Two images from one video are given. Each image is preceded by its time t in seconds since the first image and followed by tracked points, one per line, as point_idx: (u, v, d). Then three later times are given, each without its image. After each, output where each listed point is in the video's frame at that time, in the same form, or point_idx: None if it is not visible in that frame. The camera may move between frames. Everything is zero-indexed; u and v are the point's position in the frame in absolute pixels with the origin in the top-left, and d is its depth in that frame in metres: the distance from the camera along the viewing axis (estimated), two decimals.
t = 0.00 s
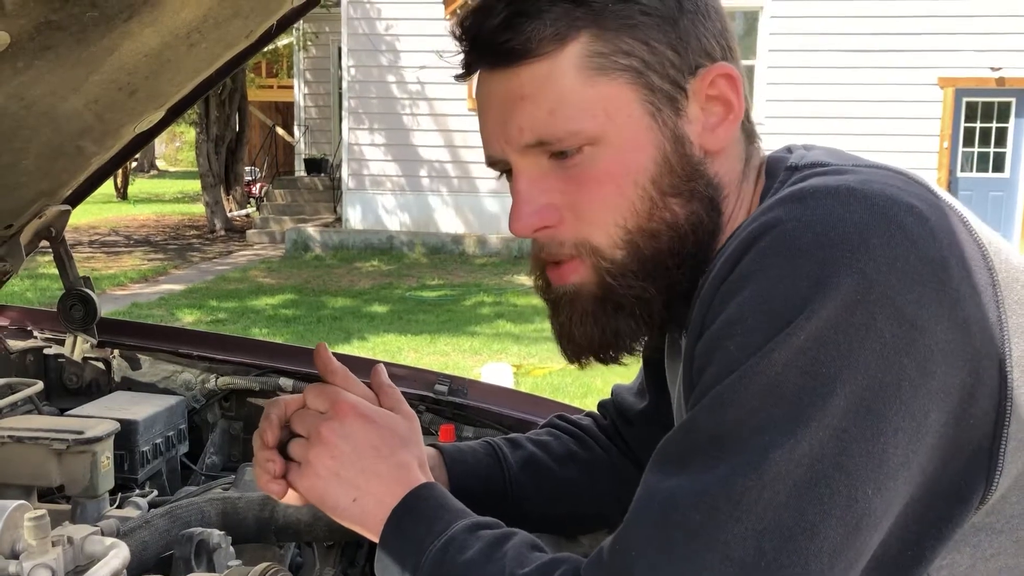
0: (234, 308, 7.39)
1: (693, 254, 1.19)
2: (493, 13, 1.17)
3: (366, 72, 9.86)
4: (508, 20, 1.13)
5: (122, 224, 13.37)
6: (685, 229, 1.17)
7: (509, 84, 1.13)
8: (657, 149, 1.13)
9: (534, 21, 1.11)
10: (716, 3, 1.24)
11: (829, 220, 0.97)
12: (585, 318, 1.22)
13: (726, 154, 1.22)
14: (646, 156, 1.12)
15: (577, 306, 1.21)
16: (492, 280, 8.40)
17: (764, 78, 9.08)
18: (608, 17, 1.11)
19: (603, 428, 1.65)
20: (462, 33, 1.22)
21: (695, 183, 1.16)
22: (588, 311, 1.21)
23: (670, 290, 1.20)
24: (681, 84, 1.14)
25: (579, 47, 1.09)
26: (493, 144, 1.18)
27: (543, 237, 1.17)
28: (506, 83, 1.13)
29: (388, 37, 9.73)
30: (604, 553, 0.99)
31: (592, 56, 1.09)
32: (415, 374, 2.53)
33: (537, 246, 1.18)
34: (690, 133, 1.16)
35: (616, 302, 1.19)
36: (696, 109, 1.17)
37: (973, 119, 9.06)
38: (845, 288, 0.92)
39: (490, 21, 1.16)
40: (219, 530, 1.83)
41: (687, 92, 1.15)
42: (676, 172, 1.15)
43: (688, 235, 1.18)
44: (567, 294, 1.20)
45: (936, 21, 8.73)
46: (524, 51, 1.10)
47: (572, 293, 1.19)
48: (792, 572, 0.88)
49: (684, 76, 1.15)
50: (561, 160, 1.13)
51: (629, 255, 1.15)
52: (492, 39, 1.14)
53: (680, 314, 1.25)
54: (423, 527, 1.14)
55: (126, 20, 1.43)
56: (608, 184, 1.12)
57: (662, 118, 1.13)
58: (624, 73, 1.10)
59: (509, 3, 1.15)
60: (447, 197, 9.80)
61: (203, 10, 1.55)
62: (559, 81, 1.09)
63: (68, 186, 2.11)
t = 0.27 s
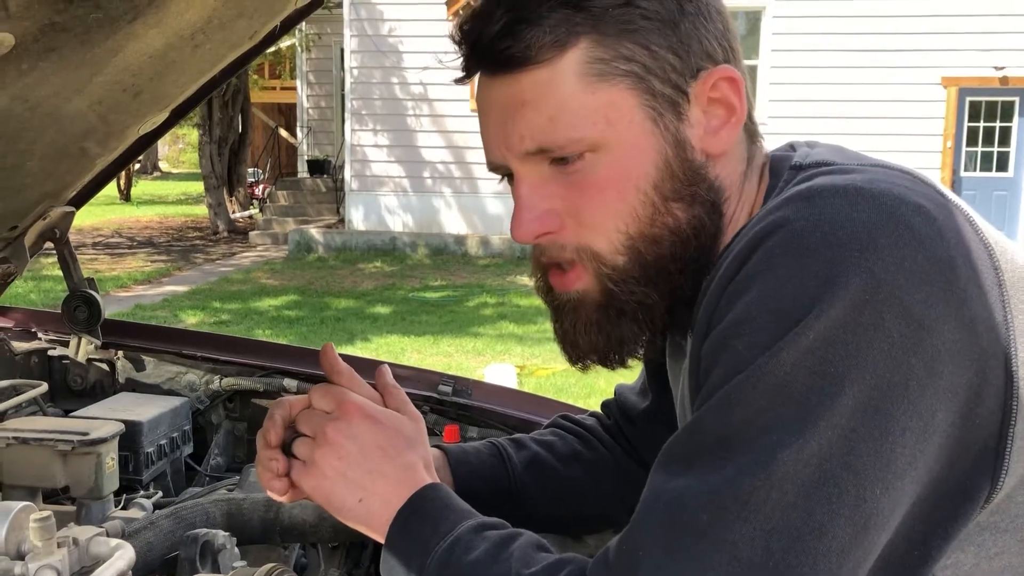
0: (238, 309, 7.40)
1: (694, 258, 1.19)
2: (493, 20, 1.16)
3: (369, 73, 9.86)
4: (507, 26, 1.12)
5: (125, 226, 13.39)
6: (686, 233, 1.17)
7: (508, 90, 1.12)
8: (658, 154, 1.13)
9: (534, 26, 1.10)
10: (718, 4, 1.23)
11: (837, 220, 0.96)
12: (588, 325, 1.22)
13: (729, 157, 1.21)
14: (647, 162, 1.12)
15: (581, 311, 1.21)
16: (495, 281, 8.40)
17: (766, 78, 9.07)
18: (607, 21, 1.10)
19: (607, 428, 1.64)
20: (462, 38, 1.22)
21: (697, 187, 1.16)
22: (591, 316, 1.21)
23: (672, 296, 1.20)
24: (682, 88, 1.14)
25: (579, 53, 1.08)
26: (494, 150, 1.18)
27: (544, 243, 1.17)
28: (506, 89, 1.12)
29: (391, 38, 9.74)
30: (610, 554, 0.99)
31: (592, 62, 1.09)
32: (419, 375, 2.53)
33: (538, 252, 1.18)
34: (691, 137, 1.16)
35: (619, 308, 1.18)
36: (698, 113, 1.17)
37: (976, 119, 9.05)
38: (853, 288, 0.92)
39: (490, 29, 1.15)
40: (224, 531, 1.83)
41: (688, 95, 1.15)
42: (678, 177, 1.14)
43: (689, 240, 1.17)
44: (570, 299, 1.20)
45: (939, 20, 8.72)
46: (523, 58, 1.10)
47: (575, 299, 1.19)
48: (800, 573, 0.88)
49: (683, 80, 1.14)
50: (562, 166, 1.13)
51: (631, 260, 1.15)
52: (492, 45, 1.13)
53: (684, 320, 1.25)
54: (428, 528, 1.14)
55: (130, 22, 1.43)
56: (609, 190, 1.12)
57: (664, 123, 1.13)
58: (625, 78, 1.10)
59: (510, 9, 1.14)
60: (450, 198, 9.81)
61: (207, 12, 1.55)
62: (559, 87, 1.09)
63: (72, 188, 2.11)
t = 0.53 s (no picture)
0: (241, 309, 7.40)
1: (701, 267, 1.19)
2: (495, 31, 1.15)
3: (371, 73, 9.86)
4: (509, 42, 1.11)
5: (128, 226, 13.40)
6: (692, 242, 1.16)
7: (511, 103, 1.12)
8: (663, 165, 1.12)
9: (536, 39, 1.09)
10: (719, 7, 1.22)
11: (846, 222, 0.96)
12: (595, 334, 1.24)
13: (733, 165, 1.21)
14: (652, 173, 1.12)
15: (586, 319, 1.22)
16: (498, 281, 8.40)
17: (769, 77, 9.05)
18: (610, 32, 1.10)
19: (609, 428, 1.64)
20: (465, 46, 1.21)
21: (702, 197, 1.16)
22: (598, 326, 1.22)
23: (678, 307, 1.20)
24: (686, 97, 1.13)
25: (582, 65, 1.08)
26: (498, 161, 1.18)
27: (550, 254, 1.17)
28: (509, 103, 1.12)
29: (393, 38, 9.74)
30: (616, 554, 0.98)
31: (596, 75, 1.08)
32: (422, 375, 2.53)
33: (544, 263, 1.19)
34: (696, 146, 1.15)
35: (625, 319, 1.19)
36: (703, 121, 1.16)
37: (980, 117, 9.03)
38: (862, 290, 0.91)
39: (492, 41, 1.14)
40: (227, 533, 1.83)
41: (692, 104, 1.14)
42: (683, 188, 1.14)
43: (695, 249, 1.17)
44: (577, 310, 1.22)
45: (942, 19, 8.71)
46: (526, 72, 1.09)
47: (581, 310, 1.21)
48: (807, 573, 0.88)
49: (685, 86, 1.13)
50: (567, 178, 1.12)
51: (637, 272, 1.16)
52: (493, 60, 1.13)
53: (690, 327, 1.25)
54: (432, 529, 1.14)
55: (132, 23, 1.43)
56: (615, 202, 1.12)
57: (668, 133, 1.12)
58: (629, 90, 1.09)
59: (512, 20, 1.13)
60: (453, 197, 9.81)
61: (209, 12, 1.55)
62: (563, 100, 1.08)
63: (74, 189, 2.12)
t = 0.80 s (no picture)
0: (244, 308, 7.41)
1: (707, 269, 1.18)
2: (501, 32, 1.15)
3: (373, 71, 9.85)
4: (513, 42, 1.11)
5: (131, 226, 13.41)
6: (699, 244, 1.16)
7: (518, 105, 1.12)
8: (671, 166, 1.12)
9: (542, 40, 1.09)
10: (723, 6, 1.22)
11: (853, 220, 0.95)
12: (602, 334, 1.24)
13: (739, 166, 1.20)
14: (660, 174, 1.12)
15: (594, 321, 1.22)
16: (501, 279, 8.40)
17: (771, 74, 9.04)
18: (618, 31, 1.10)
19: (612, 425, 1.64)
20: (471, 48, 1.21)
21: (709, 198, 1.15)
22: (607, 328, 1.22)
23: (686, 309, 1.20)
24: (692, 98, 1.13)
25: (588, 66, 1.08)
26: (505, 161, 1.17)
27: (557, 256, 1.17)
28: (515, 103, 1.12)
29: (395, 36, 9.74)
30: (622, 551, 0.98)
31: (602, 76, 1.08)
32: (425, 372, 2.53)
33: (552, 263, 1.19)
34: (702, 147, 1.15)
35: (635, 321, 1.19)
36: (709, 122, 1.16)
37: (982, 114, 9.02)
38: (871, 287, 0.91)
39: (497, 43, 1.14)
40: (230, 530, 1.83)
41: (699, 105, 1.14)
42: (690, 188, 1.14)
43: (703, 251, 1.17)
44: (585, 310, 1.22)
45: (944, 15, 8.69)
46: (533, 72, 1.09)
47: (589, 310, 1.21)
48: (812, 570, 0.87)
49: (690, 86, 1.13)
50: (574, 180, 1.12)
51: (645, 273, 1.15)
52: (499, 61, 1.13)
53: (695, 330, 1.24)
54: (435, 526, 1.14)
55: (134, 21, 1.43)
56: (623, 203, 1.11)
57: (675, 134, 1.12)
58: (636, 91, 1.09)
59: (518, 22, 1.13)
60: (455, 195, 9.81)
61: (211, 10, 1.55)
62: (571, 101, 1.08)
63: (76, 188, 2.12)
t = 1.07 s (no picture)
0: (245, 306, 7.41)
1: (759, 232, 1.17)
2: None
3: (374, 69, 9.83)
4: None
5: (133, 224, 13.42)
6: (757, 199, 1.16)
7: (577, 49, 1.10)
8: (723, 118, 1.15)
9: None
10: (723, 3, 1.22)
11: (863, 211, 0.94)
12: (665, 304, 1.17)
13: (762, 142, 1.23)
14: (716, 123, 1.14)
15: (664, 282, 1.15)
16: (502, 277, 8.40)
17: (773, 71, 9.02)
18: None
19: (615, 420, 1.63)
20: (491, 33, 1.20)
21: (754, 157, 1.17)
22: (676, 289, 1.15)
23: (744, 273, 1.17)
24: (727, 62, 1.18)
25: (646, 13, 1.11)
26: (558, 117, 1.12)
27: (622, 212, 1.11)
28: (571, 51, 1.10)
29: (396, 34, 9.72)
30: (626, 546, 0.98)
31: (660, 23, 1.11)
32: (426, 369, 2.52)
33: (618, 221, 1.11)
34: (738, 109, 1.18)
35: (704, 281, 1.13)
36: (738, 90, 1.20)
37: (985, 111, 9.00)
38: (879, 280, 0.90)
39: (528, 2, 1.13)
40: (232, 526, 1.83)
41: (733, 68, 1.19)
42: (739, 143, 1.16)
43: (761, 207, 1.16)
44: (654, 272, 1.14)
45: (947, 13, 8.67)
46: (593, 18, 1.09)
47: (660, 270, 1.14)
48: (819, 565, 0.86)
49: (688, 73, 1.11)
50: (638, 126, 1.11)
51: (715, 224, 1.13)
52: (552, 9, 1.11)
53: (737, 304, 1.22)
54: (436, 522, 1.13)
55: (134, 16, 1.42)
56: (690, 146, 1.11)
57: (720, 90, 1.15)
58: (688, 42, 1.13)
59: None
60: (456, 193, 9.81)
61: (210, 4, 1.54)
62: (633, 43, 1.10)
63: (77, 184, 2.11)
